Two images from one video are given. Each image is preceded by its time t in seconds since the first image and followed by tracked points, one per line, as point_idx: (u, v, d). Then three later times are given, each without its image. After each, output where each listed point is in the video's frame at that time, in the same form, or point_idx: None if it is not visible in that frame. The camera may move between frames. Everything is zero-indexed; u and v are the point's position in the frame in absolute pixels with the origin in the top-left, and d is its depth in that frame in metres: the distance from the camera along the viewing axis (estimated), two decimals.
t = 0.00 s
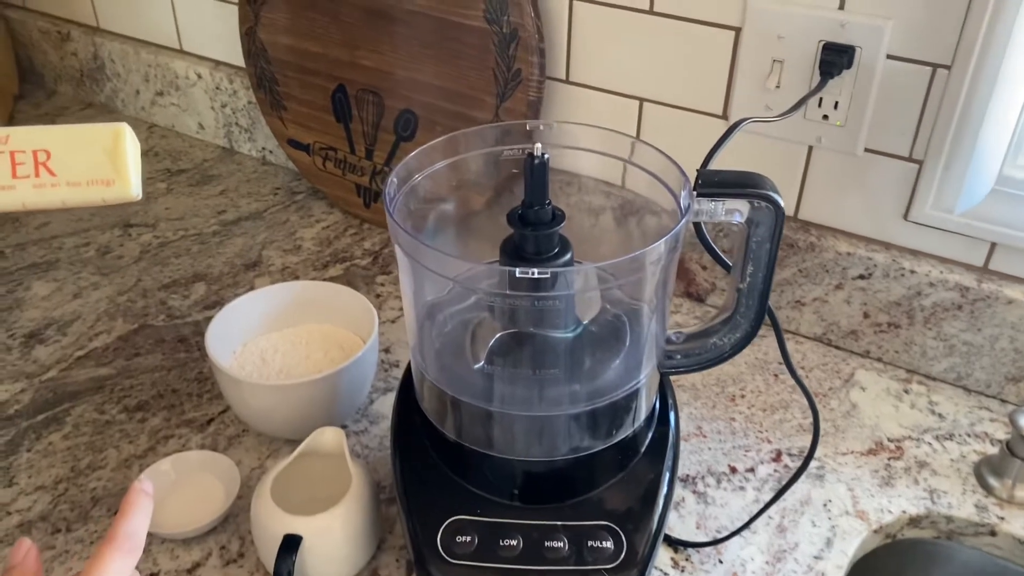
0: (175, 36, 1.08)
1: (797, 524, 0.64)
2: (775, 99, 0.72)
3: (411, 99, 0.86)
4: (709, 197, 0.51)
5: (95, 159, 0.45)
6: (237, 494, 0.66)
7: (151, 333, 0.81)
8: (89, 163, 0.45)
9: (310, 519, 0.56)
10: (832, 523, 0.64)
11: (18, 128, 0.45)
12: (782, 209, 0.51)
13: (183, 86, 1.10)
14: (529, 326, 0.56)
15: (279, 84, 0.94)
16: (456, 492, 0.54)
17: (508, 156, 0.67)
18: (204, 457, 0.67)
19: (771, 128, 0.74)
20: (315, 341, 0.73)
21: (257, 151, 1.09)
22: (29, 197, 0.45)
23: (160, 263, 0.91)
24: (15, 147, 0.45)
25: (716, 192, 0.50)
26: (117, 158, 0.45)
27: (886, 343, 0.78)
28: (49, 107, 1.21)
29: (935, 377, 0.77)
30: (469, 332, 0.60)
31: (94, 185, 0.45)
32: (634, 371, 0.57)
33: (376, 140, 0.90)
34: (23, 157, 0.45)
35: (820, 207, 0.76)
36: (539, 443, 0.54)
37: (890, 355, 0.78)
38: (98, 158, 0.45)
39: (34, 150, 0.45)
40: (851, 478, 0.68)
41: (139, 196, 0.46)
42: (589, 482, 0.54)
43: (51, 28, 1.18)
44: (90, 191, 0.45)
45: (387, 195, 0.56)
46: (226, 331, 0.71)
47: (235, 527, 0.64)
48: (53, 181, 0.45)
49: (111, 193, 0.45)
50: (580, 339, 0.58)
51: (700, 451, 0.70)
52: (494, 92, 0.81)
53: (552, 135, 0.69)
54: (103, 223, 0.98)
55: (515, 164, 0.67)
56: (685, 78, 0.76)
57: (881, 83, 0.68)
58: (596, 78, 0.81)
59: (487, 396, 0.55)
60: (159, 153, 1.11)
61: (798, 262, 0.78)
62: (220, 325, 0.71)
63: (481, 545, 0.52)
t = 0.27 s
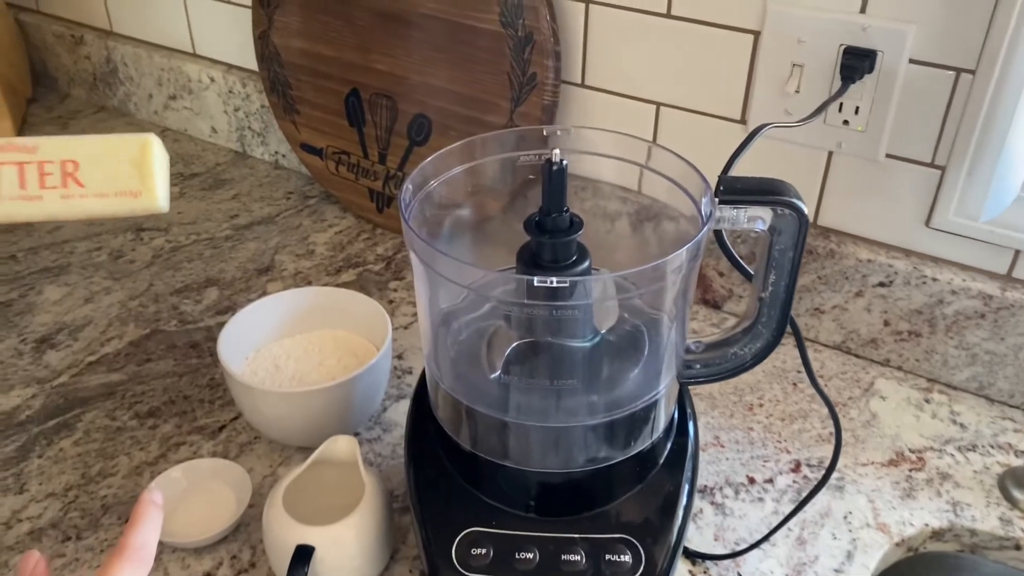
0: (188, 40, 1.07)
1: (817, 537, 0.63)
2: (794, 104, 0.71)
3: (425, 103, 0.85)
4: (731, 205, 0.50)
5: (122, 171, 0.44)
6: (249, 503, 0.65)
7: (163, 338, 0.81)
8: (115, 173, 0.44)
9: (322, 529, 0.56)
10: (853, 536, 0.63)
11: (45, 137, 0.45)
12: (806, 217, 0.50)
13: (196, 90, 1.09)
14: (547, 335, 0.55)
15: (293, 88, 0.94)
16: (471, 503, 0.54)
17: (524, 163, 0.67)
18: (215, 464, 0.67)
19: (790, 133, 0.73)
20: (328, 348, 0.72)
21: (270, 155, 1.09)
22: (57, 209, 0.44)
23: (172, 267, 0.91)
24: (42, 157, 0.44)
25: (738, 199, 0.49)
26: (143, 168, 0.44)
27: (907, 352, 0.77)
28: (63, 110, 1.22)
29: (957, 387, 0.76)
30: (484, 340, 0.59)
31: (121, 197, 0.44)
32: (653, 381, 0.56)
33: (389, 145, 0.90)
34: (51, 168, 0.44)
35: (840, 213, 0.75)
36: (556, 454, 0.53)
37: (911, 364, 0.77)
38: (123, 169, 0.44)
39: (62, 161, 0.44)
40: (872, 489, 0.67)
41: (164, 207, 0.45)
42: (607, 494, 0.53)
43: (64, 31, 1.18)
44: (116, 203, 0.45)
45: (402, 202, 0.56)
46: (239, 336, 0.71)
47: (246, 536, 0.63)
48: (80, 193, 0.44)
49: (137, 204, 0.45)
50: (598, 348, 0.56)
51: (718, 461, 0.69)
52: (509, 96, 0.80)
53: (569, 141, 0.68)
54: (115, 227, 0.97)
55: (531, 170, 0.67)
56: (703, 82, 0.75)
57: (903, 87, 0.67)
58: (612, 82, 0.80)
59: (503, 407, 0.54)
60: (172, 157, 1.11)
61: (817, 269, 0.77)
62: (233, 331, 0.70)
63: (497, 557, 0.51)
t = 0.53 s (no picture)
0: (218, 43, 1.08)
1: (842, 549, 0.63)
2: (823, 113, 0.71)
3: (451, 108, 0.86)
4: (759, 217, 0.50)
5: (170, 193, 0.51)
6: (274, 505, 0.66)
7: (191, 340, 0.82)
8: (165, 195, 0.51)
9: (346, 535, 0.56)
10: (879, 549, 0.62)
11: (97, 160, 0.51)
12: (836, 230, 0.50)
13: (225, 92, 1.11)
14: (572, 345, 0.55)
15: (320, 92, 0.95)
16: (495, 511, 0.54)
17: (551, 171, 0.66)
18: (242, 467, 0.67)
19: (818, 142, 0.73)
20: (354, 352, 0.73)
21: (297, 157, 1.09)
22: (107, 226, 0.51)
23: (200, 269, 0.92)
24: (96, 179, 0.51)
25: (766, 212, 0.49)
26: (192, 192, 0.51)
27: (935, 363, 0.76)
28: (94, 111, 1.23)
29: (986, 399, 0.75)
30: (510, 350, 0.60)
31: (168, 216, 0.51)
32: (679, 393, 0.56)
33: (416, 149, 0.90)
34: (105, 189, 0.51)
35: (868, 222, 0.75)
36: (581, 464, 0.53)
37: (939, 375, 0.76)
38: (172, 192, 0.51)
39: (114, 182, 0.51)
40: (898, 502, 0.66)
41: (209, 227, 0.52)
42: (631, 505, 0.53)
43: (96, 33, 1.20)
44: (164, 222, 0.51)
45: (430, 211, 0.56)
46: (266, 340, 0.71)
47: (272, 538, 0.64)
48: (130, 212, 0.51)
49: (187, 224, 0.51)
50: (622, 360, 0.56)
51: (743, 471, 0.69)
52: (536, 102, 0.80)
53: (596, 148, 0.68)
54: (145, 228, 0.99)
55: (558, 178, 0.67)
56: (731, 89, 0.75)
57: (934, 97, 0.66)
58: (639, 88, 0.80)
59: (527, 417, 0.54)
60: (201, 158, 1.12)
61: (844, 278, 0.76)
62: (261, 334, 0.71)
63: (521, 567, 0.51)
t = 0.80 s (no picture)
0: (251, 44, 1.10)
1: (873, 558, 0.62)
2: (857, 119, 0.70)
3: (482, 111, 0.86)
4: (795, 224, 0.49)
5: (202, 189, 0.44)
6: (305, 504, 0.66)
7: (223, 338, 0.83)
8: (195, 192, 0.44)
9: (377, 535, 0.57)
10: (910, 559, 0.62)
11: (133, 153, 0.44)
12: (872, 239, 0.50)
13: (257, 93, 1.12)
14: (607, 351, 0.56)
15: (352, 94, 0.95)
16: (525, 514, 0.54)
17: (584, 175, 0.67)
18: (273, 465, 0.68)
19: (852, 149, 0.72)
20: (385, 353, 0.73)
21: (328, 158, 1.10)
22: (142, 224, 0.44)
23: (232, 268, 0.93)
24: (130, 173, 0.44)
25: (802, 219, 0.49)
26: (223, 189, 0.44)
27: (969, 372, 0.75)
28: (128, 111, 1.25)
29: (1020, 409, 0.74)
30: (541, 353, 0.60)
31: (201, 214, 0.44)
32: (711, 400, 0.56)
33: (446, 152, 0.91)
34: (138, 182, 0.44)
35: (902, 230, 0.74)
36: (611, 469, 0.53)
37: (972, 385, 0.76)
38: (205, 187, 0.44)
39: (147, 178, 0.44)
40: (930, 512, 0.66)
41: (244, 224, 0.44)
42: (662, 511, 0.53)
43: (131, 34, 1.21)
44: (196, 220, 0.44)
45: (465, 214, 0.56)
46: (299, 339, 0.72)
47: (302, 536, 0.64)
48: (165, 209, 0.44)
49: (217, 222, 0.44)
50: (655, 366, 0.57)
51: (773, 478, 0.68)
52: (567, 105, 0.80)
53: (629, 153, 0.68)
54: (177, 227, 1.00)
55: (591, 183, 0.67)
56: (765, 94, 0.75)
57: (971, 104, 0.66)
58: (671, 92, 0.80)
59: (559, 420, 0.54)
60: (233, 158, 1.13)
61: (877, 285, 0.76)
62: (293, 333, 0.72)
63: (550, 570, 0.51)
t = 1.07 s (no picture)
0: (272, 46, 1.11)
1: (891, 561, 0.62)
2: (878, 121, 0.70)
3: (501, 112, 0.87)
4: (816, 225, 0.50)
5: (245, 208, 0.44)
6: (325, 501, 0.67)
7: (244, 336, 0.84)
8: (242, 211, 0.44)
9: (396, 532, 0.57)
10: (929, 563, 0.62)
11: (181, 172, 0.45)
12: (893, 240, 0.50)
13: (278, 94, 1.13)
14: (626, 349, 0.56)
15: (373, 95, 0.96)
16: (544, 513, 0.54)
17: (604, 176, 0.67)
18: (294, 462, 0.69)
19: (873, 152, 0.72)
20: (404, 352, 0.74)
21: (347, 159, 1.11)
22: (186, 240, 0.44)
23: (253, 267, 0.94)
24: (178, 191, 0.44)
25: (823, 220, 0.49)
26: (269, 210, 0.44)
27: (989, 376, 0.75)
28: (150, 111, 1.27)
29: None
30: (562, 352, 0.60)
31: (244, 231, 0.44)
32: (731, 401, 0.56)
33: (466, 153, 0.91)
34: (185, 200, 0.44)
35: (923, 232, 0.74)
36: (631, 468, 0.53)
37: (992, 389, 0.75)
38: (248, 206, 0.44)
39: (195, 196, 0.44)
40: (949, 516, 0.65)
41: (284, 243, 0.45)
42: (681, 511, 0.53)
43: (154, 35, 1.23)
44: (240, 238, 0.44)
45: (485, 214, 0.57)
46: (320, 338, 0.73)
47: (322, 533, 0.65)
48: (210, 225, 0.44)
49: (260, 240, 0.44)
50: (674, 365, 0.57)
51: (791, 480, 0.68)
52: (587, 107, 0.80)
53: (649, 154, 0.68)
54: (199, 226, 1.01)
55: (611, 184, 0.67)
56: (785, 96, 0.75)
57: (993, 107, 0.66)
58: (691, 95, 0.80)
59: (579, 419, 0.55)
60: (253, 159, 1.14)
61: (896, 288, 0.76)
62: (315, 332, 0.72)
63: (569, 568, 0.52)
